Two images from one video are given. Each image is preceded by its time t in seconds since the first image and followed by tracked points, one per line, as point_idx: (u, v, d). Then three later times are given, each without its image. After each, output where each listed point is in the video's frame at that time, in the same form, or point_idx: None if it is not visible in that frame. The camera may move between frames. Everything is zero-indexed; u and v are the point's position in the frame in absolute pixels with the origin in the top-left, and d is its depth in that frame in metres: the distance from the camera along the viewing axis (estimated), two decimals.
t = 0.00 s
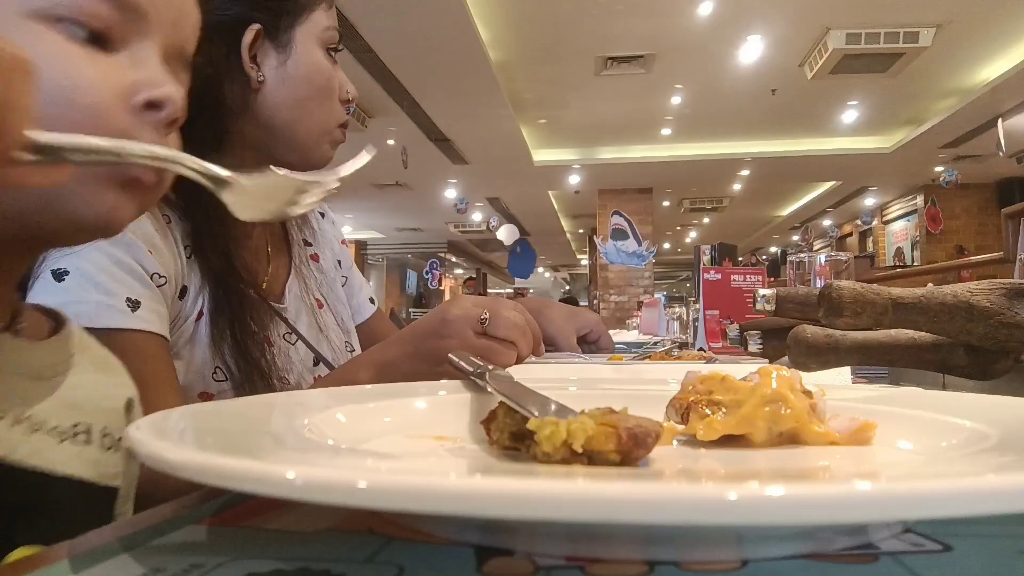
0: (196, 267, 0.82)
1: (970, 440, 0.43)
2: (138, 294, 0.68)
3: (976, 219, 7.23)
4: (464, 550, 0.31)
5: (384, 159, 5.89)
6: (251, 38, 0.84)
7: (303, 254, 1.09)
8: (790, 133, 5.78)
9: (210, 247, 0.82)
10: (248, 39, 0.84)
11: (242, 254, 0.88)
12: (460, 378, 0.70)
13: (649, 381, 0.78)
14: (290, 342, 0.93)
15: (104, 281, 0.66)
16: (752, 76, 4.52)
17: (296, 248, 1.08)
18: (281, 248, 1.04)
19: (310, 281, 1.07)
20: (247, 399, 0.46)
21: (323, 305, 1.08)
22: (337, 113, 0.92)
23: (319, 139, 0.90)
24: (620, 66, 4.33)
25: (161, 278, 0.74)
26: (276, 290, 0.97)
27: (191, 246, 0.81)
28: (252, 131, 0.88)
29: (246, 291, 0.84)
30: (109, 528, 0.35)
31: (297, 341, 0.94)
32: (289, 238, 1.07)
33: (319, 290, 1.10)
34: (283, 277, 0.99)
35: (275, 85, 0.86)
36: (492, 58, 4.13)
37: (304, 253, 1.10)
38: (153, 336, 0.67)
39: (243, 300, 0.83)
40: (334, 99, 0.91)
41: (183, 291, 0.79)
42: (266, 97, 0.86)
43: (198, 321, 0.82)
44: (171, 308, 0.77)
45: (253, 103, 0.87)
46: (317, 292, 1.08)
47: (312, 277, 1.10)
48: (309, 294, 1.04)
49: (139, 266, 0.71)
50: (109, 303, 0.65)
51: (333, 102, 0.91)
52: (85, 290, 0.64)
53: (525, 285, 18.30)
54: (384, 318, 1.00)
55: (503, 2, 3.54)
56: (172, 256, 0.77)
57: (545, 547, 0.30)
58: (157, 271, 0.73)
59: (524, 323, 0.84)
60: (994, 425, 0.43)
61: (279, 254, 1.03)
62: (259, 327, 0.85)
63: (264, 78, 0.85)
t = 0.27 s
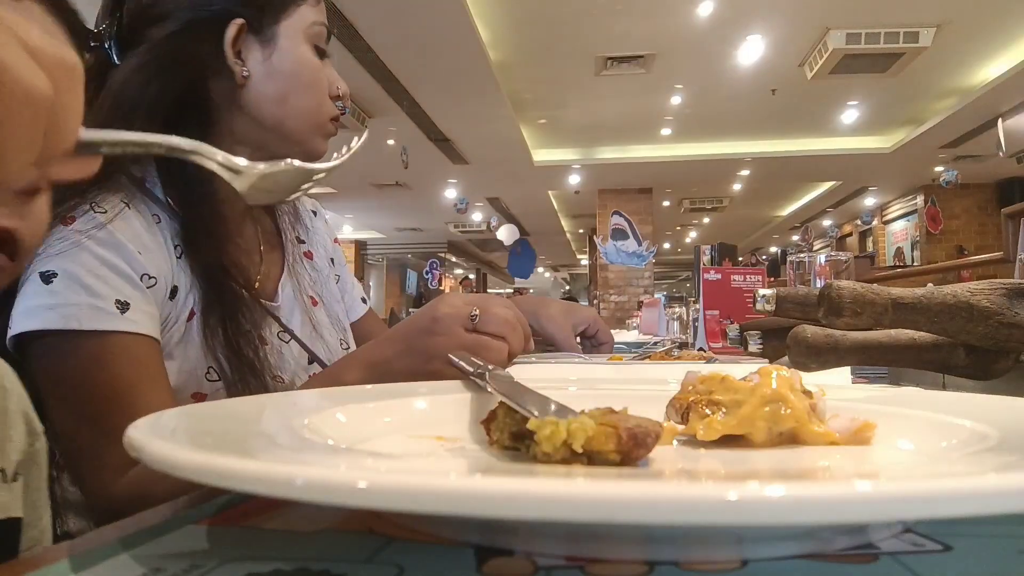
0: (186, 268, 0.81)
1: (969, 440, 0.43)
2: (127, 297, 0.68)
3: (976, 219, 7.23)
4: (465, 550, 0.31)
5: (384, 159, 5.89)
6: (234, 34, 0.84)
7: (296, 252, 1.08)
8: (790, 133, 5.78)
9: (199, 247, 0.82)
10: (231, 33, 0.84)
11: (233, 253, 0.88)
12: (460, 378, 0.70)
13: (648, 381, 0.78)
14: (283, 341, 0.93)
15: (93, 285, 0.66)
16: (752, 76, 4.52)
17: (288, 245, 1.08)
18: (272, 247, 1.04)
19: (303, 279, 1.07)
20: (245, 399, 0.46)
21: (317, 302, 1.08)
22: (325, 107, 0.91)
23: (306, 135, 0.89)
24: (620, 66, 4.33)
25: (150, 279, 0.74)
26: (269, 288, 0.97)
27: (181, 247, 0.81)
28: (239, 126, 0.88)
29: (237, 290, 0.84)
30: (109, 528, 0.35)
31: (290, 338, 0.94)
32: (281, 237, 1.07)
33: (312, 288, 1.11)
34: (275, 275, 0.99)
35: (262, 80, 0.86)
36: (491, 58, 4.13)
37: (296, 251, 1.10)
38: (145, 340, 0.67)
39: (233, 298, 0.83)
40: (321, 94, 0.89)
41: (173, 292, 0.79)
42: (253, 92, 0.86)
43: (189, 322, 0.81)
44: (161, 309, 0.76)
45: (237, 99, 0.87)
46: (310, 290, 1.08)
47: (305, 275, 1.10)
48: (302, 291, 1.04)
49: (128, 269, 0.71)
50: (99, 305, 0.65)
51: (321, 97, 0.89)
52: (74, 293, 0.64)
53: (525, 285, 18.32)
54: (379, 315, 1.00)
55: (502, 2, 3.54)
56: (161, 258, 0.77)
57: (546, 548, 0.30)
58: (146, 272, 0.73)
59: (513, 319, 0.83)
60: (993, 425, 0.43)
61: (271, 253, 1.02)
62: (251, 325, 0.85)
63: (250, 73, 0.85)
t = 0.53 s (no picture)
0: (180, 267, 0.81)
1: (968, 440, 0.43)
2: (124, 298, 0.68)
3: (976, 219, 7.23)
4: (465, 550, 0.31)
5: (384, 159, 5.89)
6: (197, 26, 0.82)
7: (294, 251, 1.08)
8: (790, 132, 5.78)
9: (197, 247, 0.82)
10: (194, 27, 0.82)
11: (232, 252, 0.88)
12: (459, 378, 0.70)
13: (648, 381, 0.78)
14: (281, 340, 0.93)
15: (88, 286, 0.66)
16: (752, 76, 4.52)
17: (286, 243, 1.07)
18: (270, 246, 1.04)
19: (301, 278, 1.07)
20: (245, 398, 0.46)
21: (315, 301, 1.08)
22: (299, 102, 0.86)
23: (277, 131, 0.86)
24: (620, 66, 4.33)
25: (146, 280, 0.74)
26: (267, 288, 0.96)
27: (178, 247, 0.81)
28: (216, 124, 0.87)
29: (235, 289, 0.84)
30: (108, 529, 0.35)
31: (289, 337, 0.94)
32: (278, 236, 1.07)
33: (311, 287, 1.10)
34: (273, 274, 0.99)
35: (231, 75, 0.84)
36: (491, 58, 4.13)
37: (295, 250, 1.10)
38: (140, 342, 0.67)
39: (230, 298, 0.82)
40: (291, 88, 0.85)
41: (170, 293, 0.79)
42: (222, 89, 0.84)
43: (186, 322, 0.81)
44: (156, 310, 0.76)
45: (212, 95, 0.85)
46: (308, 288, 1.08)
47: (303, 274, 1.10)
48: (300, 290, 1.03)
49: (124, 269, 0.71)
50: (94, 307, 0.65)
51: (292, 91, 0.85)
52: (69, 294, 0.64)
53: (525, 285, 18.32)
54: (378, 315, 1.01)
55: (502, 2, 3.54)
56: (156, 258, 0.77)
57: (547, 548, 0.30)
58: (142, 273, 0.73)
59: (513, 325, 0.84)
60: (993, 425, 0.43)
61: (268, 252, 1.02)
62: (248, 326, 0.85)
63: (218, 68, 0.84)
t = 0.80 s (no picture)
0: (196, 266, 0.81)
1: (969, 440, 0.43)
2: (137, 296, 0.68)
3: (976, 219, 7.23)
4: (464, 550, 0.31)
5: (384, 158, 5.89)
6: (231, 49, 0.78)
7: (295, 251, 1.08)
8: (790, 132, 5.78)
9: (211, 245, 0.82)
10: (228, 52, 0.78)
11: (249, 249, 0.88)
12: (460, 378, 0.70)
13: (648, 380, 0.78)
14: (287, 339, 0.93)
15: (104, 282, 0.66)
16: (752, 76, 4.52)
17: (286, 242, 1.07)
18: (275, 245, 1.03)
19: (303, 278, 1.07)
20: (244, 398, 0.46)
21: (315, 301, 1.08)
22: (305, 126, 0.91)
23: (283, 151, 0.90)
24: (620, 66, 4.34)
25: (161, 277, 0.74)
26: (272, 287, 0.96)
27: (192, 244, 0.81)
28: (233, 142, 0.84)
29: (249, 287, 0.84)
30: (110, 528, 0.35)
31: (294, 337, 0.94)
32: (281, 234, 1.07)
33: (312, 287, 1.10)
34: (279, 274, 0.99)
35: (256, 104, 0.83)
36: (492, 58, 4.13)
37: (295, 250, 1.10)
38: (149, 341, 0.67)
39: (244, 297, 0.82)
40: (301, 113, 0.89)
41: (184, 290, 0.78)
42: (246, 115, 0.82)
43: (199, 319, 0.80)
44: (171, 308, 0.76)
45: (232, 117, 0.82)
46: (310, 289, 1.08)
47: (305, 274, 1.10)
48: (303, 290, 1.03)
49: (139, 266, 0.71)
50: (109, 303, 0.65)
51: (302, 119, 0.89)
52: (86, 288, 0.64)
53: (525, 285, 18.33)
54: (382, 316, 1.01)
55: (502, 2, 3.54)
56: (170, 255, 0.77)
57: (546, 548, 0.30)
58: (156, 270, 0.73)
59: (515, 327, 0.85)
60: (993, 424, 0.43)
61: (274, 251, 1.02)
62: (261, 325, 0.85)
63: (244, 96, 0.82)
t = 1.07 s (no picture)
0: (200, 267, 0.81)
1: (969, 440, 0.43)
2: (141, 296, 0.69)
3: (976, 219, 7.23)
4: (464, 550, 0.31)
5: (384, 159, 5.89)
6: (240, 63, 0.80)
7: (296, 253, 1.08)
8: (790, 132, 5.78)
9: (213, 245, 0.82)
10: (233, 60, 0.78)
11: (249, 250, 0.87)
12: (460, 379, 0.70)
13: (649, 380, 0.78)
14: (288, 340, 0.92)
15: (107, 280, 0.66)
16: (752, 76, 4.52)
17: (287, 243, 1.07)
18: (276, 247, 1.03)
19: (304, 280, 1.07)
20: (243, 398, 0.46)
21: (316, 303, 1.08)
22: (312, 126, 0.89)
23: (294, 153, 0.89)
24: (620, 66, 4.33)
25: (164, 277, 0.74)
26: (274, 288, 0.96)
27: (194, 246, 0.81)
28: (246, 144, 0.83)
29: (250, 287, 0.83)
30: (113, 527, 0.35)
31: (296, 338, 0.94)
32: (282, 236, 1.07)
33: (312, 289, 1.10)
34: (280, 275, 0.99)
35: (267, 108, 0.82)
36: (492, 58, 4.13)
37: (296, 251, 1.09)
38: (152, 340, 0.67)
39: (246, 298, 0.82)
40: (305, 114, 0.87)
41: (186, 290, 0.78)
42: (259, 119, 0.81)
43: (202, 319, 0.80)
44: (174, 307, 0.76)
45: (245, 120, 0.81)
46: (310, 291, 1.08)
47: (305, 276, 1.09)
48: (303, 292, 1.03)
49: (143, 266, 0.71)
50: (113, 302, 0.65)
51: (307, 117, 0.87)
52: (90, 287, 0.64)
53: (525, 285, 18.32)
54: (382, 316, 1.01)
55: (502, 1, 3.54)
56: (173, 255, 0.77)
57: (546, 548, 0.30)
58: (160, 270, 0.74)
59: (515, 327, 0.84)
60: (993, 425, 0.43)
61: (274, 252, 1.02)
62: (261, 325, 0.84)
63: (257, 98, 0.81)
